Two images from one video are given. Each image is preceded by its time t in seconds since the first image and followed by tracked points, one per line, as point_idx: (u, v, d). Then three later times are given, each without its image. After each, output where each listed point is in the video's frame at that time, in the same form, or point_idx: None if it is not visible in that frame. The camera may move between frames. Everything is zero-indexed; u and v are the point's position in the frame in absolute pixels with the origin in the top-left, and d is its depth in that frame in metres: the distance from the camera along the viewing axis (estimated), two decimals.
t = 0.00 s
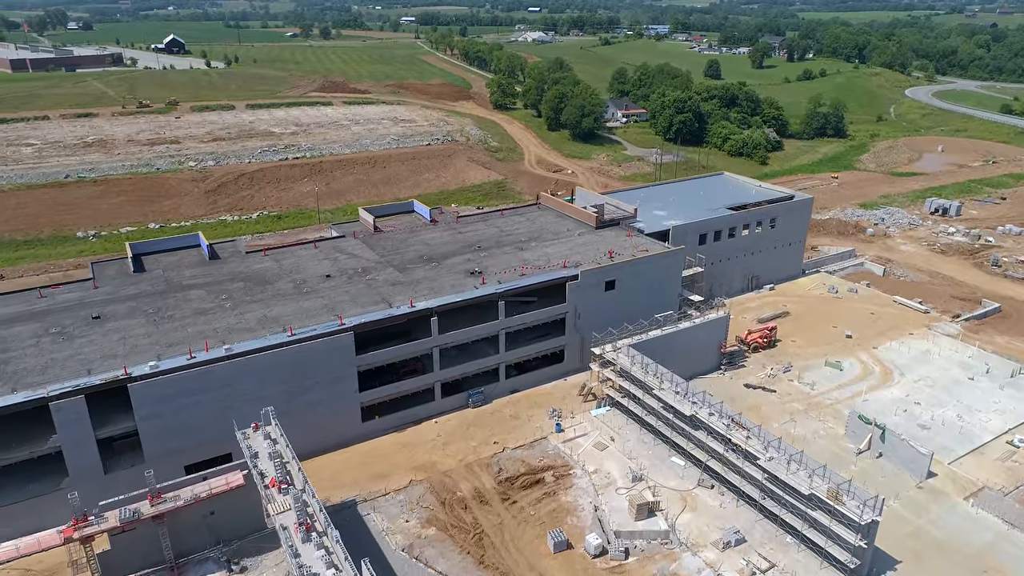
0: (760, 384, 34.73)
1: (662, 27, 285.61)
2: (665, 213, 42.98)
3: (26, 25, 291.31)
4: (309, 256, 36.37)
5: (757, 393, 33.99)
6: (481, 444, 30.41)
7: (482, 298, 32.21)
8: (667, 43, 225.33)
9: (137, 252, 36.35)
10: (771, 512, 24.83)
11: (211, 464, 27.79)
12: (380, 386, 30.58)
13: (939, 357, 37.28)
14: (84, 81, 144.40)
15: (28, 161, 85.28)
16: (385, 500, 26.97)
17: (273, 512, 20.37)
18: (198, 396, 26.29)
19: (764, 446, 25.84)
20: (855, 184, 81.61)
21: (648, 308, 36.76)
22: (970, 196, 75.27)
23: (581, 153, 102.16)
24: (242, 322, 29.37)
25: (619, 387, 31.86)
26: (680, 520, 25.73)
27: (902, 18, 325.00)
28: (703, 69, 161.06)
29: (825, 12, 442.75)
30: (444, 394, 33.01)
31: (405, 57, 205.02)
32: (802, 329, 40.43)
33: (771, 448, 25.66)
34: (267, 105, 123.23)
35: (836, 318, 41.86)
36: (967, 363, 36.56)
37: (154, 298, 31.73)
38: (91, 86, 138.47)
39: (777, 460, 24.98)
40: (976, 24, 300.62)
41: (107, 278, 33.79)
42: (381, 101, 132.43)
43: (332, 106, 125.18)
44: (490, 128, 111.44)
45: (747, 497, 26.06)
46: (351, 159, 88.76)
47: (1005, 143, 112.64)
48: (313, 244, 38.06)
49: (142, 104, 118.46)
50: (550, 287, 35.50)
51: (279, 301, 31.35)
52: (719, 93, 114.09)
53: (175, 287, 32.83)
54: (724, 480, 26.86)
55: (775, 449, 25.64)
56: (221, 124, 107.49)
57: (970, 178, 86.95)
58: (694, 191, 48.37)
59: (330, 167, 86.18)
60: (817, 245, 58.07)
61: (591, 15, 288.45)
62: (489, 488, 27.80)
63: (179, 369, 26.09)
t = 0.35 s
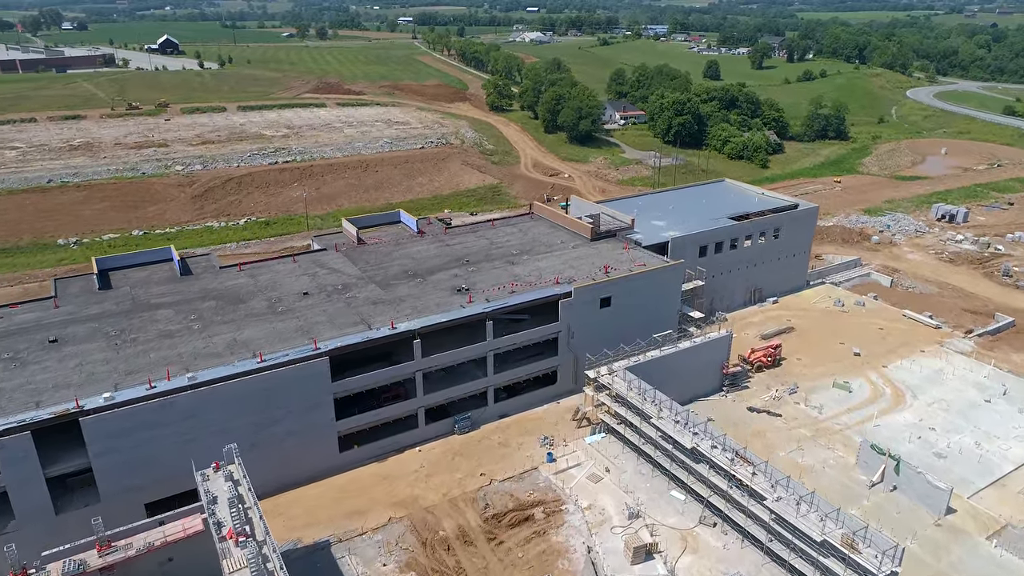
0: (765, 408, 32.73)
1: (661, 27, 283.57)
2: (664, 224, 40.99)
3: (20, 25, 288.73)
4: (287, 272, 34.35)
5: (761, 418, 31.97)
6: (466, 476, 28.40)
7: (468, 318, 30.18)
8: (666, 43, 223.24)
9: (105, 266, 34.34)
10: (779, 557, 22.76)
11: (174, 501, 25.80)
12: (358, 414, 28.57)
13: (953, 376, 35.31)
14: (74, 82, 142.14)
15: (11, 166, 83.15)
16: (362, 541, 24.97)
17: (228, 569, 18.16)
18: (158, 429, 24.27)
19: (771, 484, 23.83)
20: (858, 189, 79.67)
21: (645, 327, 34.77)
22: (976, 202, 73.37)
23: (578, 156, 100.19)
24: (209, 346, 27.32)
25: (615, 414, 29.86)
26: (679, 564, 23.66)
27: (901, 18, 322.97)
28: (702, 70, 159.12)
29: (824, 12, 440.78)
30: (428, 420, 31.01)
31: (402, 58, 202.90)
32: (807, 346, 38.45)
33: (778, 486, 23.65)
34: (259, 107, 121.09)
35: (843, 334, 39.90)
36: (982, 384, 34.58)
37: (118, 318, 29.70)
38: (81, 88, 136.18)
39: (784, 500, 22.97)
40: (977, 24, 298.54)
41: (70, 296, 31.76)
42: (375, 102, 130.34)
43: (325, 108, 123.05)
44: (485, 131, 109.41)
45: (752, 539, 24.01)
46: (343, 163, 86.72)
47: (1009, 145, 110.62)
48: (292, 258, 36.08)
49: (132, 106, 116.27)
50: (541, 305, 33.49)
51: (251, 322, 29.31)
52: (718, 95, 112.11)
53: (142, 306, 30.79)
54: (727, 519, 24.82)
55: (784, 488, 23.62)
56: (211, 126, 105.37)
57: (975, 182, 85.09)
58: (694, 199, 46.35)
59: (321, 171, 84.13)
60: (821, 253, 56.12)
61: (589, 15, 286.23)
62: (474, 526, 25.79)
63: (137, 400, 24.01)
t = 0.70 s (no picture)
0: (770, 434, 30.75)
1: (659, 27, 281.72)
2: (662, 235, 39.01)
3: (12, 25, 285.63)
4: (262, 289, 32.30)
5: (766, 445, 29.99)
6: (449, 512, 26.38)
7: (454, 342, 28.17)
8: (664, 44, 221.30)
9: (68, 283, 32.26)
10: None
11: (130, 544, 23.76)
12: (333, 445, 26.57)
13: (968, 399, 33.35)
14: (64, 83, 139.82)
15: None
16: None
17: None
18: (111, 468, 22.20)
19: (779, 528, 21.84)
20: (862, 193, 77.76)
21: (642, 347, 32.83)
22: (983, 207, 71.48)
23: (574, 159, 98.25)
24: (172, 374, 25.22)
25: (609, 444, 27.90)
26: None
27: (901, 18, 321.10)
28: (702, 71, 157.13)
29: (823, 12, 438.85)
30: (411, 449, 28.98)
31: (398, 58, 200.73)
32: (813, 364, 36.52)
33: (786, 530, 21.67)
34: (250, 109, 118.90)
35: (851, 351, 37.93)
36: (998, 407, 32.63)
37: (77, 341, 27.61)
38: (70, 89, 133.86)
39: (794, 549, 20.97)
40: (977, 24, 296.72)
41: (28, 316, 29.67)
42: (369, 104, 128.23)
43: (318, 110, 120.93)
44: (481, 133, 107.36)
45: None
46: (334, 167, 84.68)
47: (1014, 148, 108.67)
48: (268, 273, 34.04)
49: (120, 108, 114.05)
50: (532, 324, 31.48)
51: (220, 346, 27.25)
52: (717, 97, 110.13)
53: (103, 328, 28.67)
54: (733, 567, 22.77)
55: (794, 534, 21.58)
56: (200, 129, 103.19)
57: (981, 187, 83.24)
58: (693, 208, 44.42)
59: (311, 175, 82.02)
60: (825, 262, 54.13)
61: (587, 16, 283.93)
62: (456, 570, 23.78)
63: (87, 438, 21.89)
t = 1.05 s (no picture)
0: (776, 464, 28.79)
1: (657, 27, 279.97)
2: (661, 248, 37.04)
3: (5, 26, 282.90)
4: (233, 309, 30.31)
5: (772, 477, 28.02)
6: (431, 555, 24.36)
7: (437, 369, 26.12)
8: (662, 45, 219.50)
9: (27, 303, 30.25)
10: None
11: None
12: (305, 482, 24.59)
13: (986, 424, 31.38)
14: (53, 85, 137.59)
15: None
16: None
17: None
18: (56, 515, 20.16)
19: None
20: (865, 199, 75.89)
21: (638, 371, 30.84)
22: (990, 213, 69.67)
23: (571, 162, 96.33)
24: (128, 408, 23.15)
25: (604, 480, 25.85)
26: None
27: (899, 19, 319.51)
28: (700, 72, 155.21)
29: (822, 13, 437.15)
30: (391, 483, 26.97)
31: (394, 59, 198.58)
32: (821, 386, 34.56)
33: None
34: (242, 111, 116.86)
35: (860, 371, 35.96)
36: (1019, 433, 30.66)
37: (29, 369, 25.58)
38: (59, 91, 131.67)
39: None
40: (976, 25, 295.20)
41: None
42: (363, 106, 126.20)
43: (310, 112, 118.93)
44: (476, 136, 105.38)
45: None
46: (324, 171, 82.68)
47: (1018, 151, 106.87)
48: (241, 291, 32.08)
49: (109, 110, 111.94)
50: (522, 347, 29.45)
51: (184, 375, 25.22)
52: (717, 99, 108.20)
53: (58, 353, 26.63)
54: None
55: None
56: (189, 132, 101.16)
57: (986, 191, 81.41)
58: (693, 218, 42.45)
59: (301, 180, 80.00)
60: (830, 272, 52.19)
61: (585, 16, 281.88)
62: None
63: (28, 483, 19.83)
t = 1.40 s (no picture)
0: (783, 499, 26.81)
1: (655, 28, 278.10)
2: (658, 262, 35.04)
3: None
4: (201, 332, 28.26)
5: (779, 514, 26.03)
6: None
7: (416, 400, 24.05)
8: (661, 45, 217.55)
9: None
10: None
11: None
12: (272, 526, 22.60)
13: (1006, 453, 29.41)
14: (41, 86, 135.35)
15: None
16: None
17: None
18: None
19: None
20: (868, 203, 73.97)
21: (634, 398, 28.84)
22: (997, 219, 67.76)
23: (567, 165, 94.36)
24: (74, 449, 21.03)
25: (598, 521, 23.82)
26: None
27: (898, 19, 317.77)
28: (699, 73, 153.17)
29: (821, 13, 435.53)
30: (367, 523, 24.93)
31: (390, 60, 196.48)
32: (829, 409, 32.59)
33: None
34: (232, 113, 114.63)
35: (869, 392, 34.00)
36: None
37: None
38: (47, 93, 129.41)
39: None
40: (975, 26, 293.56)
41: None
42: (357, 108, 124.12)
43: (302, 114, 116.83)
44: (471, 138, 103.38)
45: None
46: (313, 176, 80.60)
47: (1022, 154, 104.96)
48: (211, 311, 30.06)
49: (96, 112, 109.64)
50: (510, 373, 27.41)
51: (140, 409, 23.14)
52: (717, 100, 106.14)
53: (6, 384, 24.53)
54: None
55: None
56: (178, 135, 99.03)
57: (992, 196, 79.50)
58: (693, 228, 40.45)
59: (289, 185, 77.90)
60: (835, 283, 50.19)
61: (583, 16, 279.78)
62: None
63: None
